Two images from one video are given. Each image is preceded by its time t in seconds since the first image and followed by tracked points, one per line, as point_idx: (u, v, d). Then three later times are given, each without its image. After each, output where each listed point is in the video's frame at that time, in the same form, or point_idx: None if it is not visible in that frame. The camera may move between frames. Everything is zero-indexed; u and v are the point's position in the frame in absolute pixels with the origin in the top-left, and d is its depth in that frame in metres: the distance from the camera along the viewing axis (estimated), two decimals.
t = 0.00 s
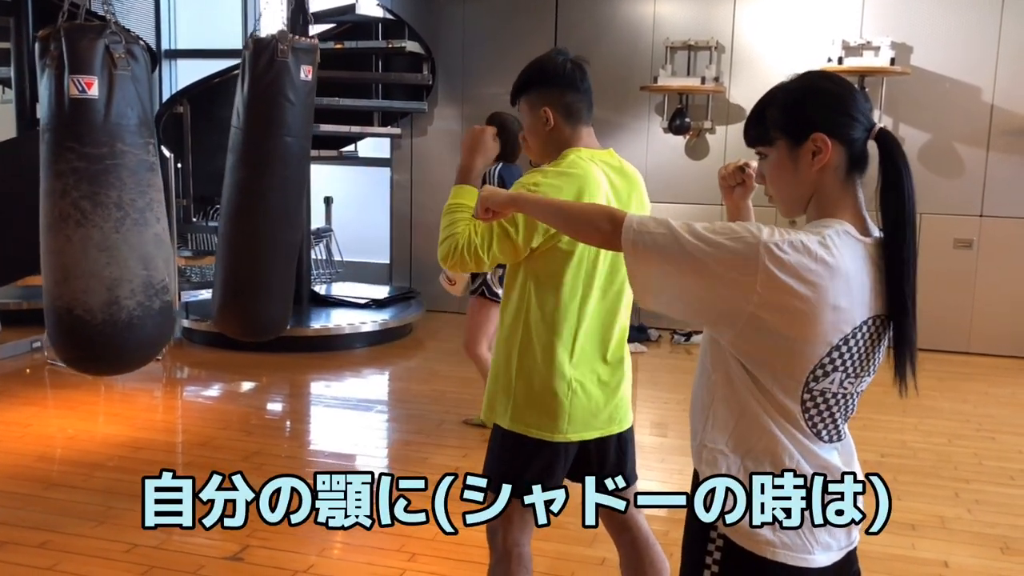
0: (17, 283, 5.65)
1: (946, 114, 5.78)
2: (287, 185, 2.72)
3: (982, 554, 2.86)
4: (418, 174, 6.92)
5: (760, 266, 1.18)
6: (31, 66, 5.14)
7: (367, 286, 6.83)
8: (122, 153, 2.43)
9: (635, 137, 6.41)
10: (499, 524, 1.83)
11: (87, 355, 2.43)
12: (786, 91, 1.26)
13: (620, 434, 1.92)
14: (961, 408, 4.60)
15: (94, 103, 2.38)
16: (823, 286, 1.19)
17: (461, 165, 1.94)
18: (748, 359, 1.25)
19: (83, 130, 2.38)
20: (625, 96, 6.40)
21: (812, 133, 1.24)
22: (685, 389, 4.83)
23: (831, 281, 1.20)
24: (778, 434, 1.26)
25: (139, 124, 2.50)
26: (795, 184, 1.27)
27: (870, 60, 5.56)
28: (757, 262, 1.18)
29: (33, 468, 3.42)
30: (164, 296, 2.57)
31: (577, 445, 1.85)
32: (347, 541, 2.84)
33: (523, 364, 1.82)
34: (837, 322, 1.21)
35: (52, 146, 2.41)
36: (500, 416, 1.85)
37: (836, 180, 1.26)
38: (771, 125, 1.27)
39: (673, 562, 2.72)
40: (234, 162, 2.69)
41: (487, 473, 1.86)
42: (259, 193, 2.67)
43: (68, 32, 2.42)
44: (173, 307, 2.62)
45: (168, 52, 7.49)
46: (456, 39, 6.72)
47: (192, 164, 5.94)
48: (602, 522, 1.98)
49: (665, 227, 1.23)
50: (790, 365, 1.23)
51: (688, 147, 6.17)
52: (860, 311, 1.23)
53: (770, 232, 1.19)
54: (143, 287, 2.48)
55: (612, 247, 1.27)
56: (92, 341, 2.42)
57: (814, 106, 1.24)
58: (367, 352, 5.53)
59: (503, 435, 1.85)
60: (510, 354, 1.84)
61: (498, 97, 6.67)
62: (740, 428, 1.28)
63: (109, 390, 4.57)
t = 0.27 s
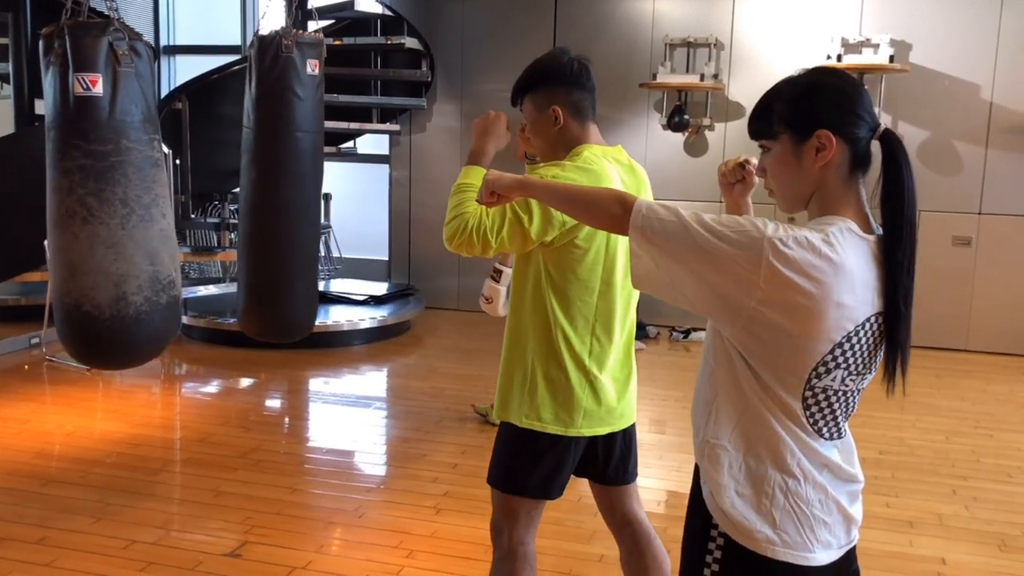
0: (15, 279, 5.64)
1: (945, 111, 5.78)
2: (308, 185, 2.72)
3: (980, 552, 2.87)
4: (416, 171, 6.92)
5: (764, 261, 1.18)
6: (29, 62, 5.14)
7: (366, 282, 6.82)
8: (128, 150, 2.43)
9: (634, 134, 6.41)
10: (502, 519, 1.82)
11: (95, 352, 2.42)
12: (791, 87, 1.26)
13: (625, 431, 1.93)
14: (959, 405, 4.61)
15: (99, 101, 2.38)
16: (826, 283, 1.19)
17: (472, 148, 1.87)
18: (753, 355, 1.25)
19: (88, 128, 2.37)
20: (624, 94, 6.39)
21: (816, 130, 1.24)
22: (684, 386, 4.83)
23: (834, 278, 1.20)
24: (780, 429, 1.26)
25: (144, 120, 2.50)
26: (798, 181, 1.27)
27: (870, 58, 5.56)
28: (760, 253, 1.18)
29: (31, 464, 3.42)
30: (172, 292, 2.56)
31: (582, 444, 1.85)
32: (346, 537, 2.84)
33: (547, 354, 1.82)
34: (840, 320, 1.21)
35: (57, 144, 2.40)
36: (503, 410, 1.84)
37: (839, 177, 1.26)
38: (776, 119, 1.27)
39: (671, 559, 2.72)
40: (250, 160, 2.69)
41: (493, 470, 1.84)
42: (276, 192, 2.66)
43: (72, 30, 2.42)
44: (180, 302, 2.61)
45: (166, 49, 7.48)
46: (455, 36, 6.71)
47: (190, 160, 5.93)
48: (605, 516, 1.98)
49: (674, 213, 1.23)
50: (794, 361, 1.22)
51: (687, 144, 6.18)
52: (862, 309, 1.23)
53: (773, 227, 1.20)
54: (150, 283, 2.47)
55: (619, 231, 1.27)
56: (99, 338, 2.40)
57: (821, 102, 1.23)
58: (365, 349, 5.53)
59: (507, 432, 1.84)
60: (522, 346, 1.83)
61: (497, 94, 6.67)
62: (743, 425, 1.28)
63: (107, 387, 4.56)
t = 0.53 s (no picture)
0: (16, 276, 5.64)
1: (946, 110, 5.78)
2: (335, 185, 2.69)
3: (980, 550, 2.87)
4: (417, 169, 6.92)
5: (773, 259, 1.18)
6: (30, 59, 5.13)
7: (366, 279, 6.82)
8: (129, 149, 2.43)
9: (635, 132, 6.41)
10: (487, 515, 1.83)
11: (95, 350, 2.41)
12: (798, 84, 1.26)
13: (623, 431, 1.92)
14: (960, 404, 4.61)
15: (100, 101, 2.38)
16: (834, 280, 1.19)
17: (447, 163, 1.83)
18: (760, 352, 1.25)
19: (90, 127, 2.37)
20: (624, 92, 6.39)
21: (821, 128, 1.23)
22: (684, 384, 4.83)
23: (840, 275, 1.19)
24: (787, 428, 1.26)
25: (144, 120, 2.50)
26: (803, 180, 1.27)
27: (871, 56, 5.56)
28: (769, 249, 1.18)
29: (31, 461, 3.42)
30: (172, 288, 2.56)
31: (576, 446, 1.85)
32: (346, 535, 2.83)
33: (540, 355, 1.81)
34: (845, 318, 1.21)
35: (59, 143, 2.40)
36: (497, 412, 1.85)
37: (844, 176, 1.25)
38: (782, 117, 1.26)
39: (671, 557, 2.72)
40: (278, 162, 2.67)
41: (478, 466, 1.85)
42: (304, 192, 2.64)
43: (74, 30, 2.42)
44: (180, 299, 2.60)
45: (167, 46, 7.48)
46: (456, 33, 6.70)
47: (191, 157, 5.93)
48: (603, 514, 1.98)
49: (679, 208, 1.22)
50: (800, 359, 1.22)
51: (688, 142, 6.17)
52: (868, 307, 1.23)
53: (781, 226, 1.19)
54: (151, 280, 2.47)
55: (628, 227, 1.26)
56: (100, 336, 2.40)
57: (828, 100, 1.23)
58: (365, 347, 5.53)
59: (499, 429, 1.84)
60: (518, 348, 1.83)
61: (497, 91, 6.66)
62: (748, 422, 1.28)
63: (107, 384, 4.56)
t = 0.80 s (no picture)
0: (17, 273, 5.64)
1: (947, 108, 5.78)
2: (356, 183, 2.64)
3: (980, 549, 2.87)
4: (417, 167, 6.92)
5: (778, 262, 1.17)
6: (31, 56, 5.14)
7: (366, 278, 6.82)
8: (123, 150, 2.49)
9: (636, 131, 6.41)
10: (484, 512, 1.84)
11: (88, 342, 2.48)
12: (806, 81, 1.26)
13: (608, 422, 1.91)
14: (961, 403, 4.61)
15: (96, 102, 2.44)
16: (842, 279, 1.19)
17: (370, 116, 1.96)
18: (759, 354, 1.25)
19: (85, 128, 2.44)
20: (625, 90, 6.39)
21: (826, 126, 1.23)
22: (684, 383, 4.83)
23: (845, 272, 1.19)
24: (791, 430, 1.25)
25: (139, 120, 2.56)
26: (805, 177, 1.27)
27: (872, 55, 5.56)
28: (772, 262, 1.17)
29: (32, 459, 3.42)
30: (163, 285, 2.63)
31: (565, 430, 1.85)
32: (347, 532, 2.84)
33: (510, 343, 1.83)
34: (850, 317, 1.21)
35: (55, 143, 2.47)
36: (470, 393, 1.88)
37: (847, 175, 1.25)
38: (787, 112, 1.26)
39: (672, 556, 2.72)
40: (298, 161, 2.61)
41: (473, 464, 1.85)
42: (326, 183, 2.58)
43: (72, 31, 2.48)
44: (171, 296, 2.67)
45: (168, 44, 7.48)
46: (457, 32, 6.70)
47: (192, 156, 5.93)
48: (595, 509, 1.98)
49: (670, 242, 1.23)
50: (804, 361, 1.21)
51: (689, 141, 6.17)
52: (871, 306, 1.23)
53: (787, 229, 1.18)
54: (142, 277, 2.54)
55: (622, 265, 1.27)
56: (94, 330, 2.46)
57: (834, 99, 1.23)
58: (366, 345, 5.53)
59: (499, 426, 1.84)
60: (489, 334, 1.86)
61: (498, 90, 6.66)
62: (748, 422, 1.28)
63: (108, 381, 4.57)
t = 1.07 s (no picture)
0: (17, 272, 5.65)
1: (947, 107, 5.78)
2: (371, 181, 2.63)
3: (980, 547, 2.87)
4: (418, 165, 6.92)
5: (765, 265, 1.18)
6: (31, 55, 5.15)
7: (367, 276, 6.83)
8: (113, 150, 2.52)
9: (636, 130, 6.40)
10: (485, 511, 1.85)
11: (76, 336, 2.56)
12: (801, 79, 1.26)
13: (612, 418, 1.91)
14: (960, 401, 4.61)
15: (87, 103, 2.46)
16: (829, 278, 1.19)
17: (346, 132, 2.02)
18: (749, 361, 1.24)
19: (76, 128, 2.46)
20: (626, 89, 6.39)
21: (819, 124, 1.24)
22: (684, 381, 4.83)
23: (836, 269, 1.20)
24: (782, 434, 1.24)
25: (129, 120, 2.58)
26: (800, 175, 1.27)
27: (872, 53, 5.56)
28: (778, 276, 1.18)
29: (33, 457, 3.42)
30: (149, 281, 2.69)
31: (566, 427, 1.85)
32: (347, 530, 2.84)
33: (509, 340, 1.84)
34: (839, 314, 1.21)
35: (45, 141, 2.49)
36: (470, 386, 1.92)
37: (840, 173, 1.26)
38: (783, 110, 1.26)
39: (672, 554, 2.73)
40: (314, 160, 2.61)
41: (478, 461, 1.85)
42: (341, 183, 2.57)
43: (63, 31, 2.48)
44: (157, 291, 2.74)
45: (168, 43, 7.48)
46: (457, 30, 6.69)
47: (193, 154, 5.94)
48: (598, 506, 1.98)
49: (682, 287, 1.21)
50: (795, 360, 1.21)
51: (690, 139, 6.17)
52: (863, 302, 1.23)
53: (777, 232, 1.19)
54: (128, 274, 2.60)
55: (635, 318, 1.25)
56: (82, 325, 2.55)
57: (827, 97, 1.23)
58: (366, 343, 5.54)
59: (502, 424, 1.84)
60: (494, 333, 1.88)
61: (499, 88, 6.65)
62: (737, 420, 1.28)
63: (108, 380, 4.57)
